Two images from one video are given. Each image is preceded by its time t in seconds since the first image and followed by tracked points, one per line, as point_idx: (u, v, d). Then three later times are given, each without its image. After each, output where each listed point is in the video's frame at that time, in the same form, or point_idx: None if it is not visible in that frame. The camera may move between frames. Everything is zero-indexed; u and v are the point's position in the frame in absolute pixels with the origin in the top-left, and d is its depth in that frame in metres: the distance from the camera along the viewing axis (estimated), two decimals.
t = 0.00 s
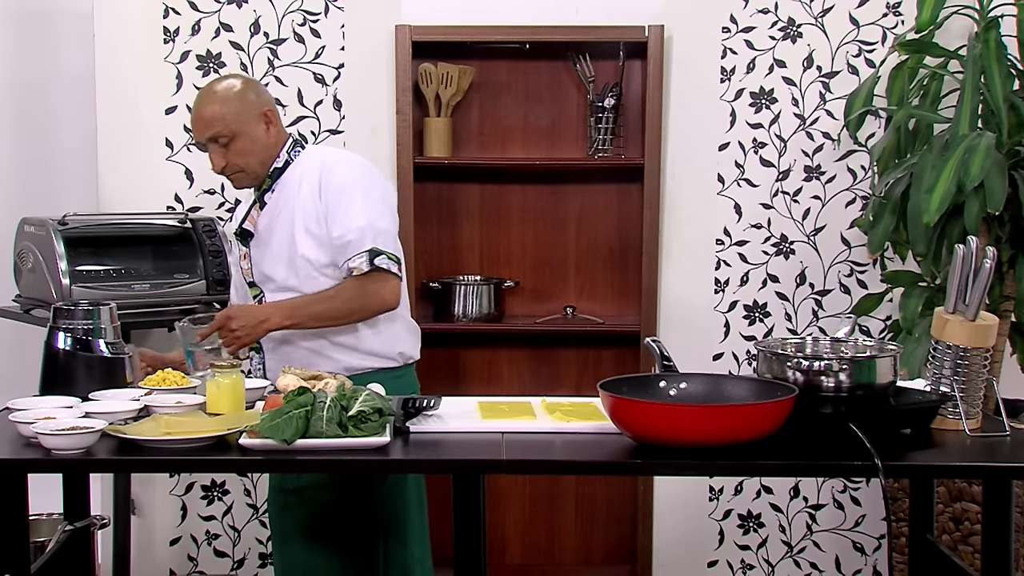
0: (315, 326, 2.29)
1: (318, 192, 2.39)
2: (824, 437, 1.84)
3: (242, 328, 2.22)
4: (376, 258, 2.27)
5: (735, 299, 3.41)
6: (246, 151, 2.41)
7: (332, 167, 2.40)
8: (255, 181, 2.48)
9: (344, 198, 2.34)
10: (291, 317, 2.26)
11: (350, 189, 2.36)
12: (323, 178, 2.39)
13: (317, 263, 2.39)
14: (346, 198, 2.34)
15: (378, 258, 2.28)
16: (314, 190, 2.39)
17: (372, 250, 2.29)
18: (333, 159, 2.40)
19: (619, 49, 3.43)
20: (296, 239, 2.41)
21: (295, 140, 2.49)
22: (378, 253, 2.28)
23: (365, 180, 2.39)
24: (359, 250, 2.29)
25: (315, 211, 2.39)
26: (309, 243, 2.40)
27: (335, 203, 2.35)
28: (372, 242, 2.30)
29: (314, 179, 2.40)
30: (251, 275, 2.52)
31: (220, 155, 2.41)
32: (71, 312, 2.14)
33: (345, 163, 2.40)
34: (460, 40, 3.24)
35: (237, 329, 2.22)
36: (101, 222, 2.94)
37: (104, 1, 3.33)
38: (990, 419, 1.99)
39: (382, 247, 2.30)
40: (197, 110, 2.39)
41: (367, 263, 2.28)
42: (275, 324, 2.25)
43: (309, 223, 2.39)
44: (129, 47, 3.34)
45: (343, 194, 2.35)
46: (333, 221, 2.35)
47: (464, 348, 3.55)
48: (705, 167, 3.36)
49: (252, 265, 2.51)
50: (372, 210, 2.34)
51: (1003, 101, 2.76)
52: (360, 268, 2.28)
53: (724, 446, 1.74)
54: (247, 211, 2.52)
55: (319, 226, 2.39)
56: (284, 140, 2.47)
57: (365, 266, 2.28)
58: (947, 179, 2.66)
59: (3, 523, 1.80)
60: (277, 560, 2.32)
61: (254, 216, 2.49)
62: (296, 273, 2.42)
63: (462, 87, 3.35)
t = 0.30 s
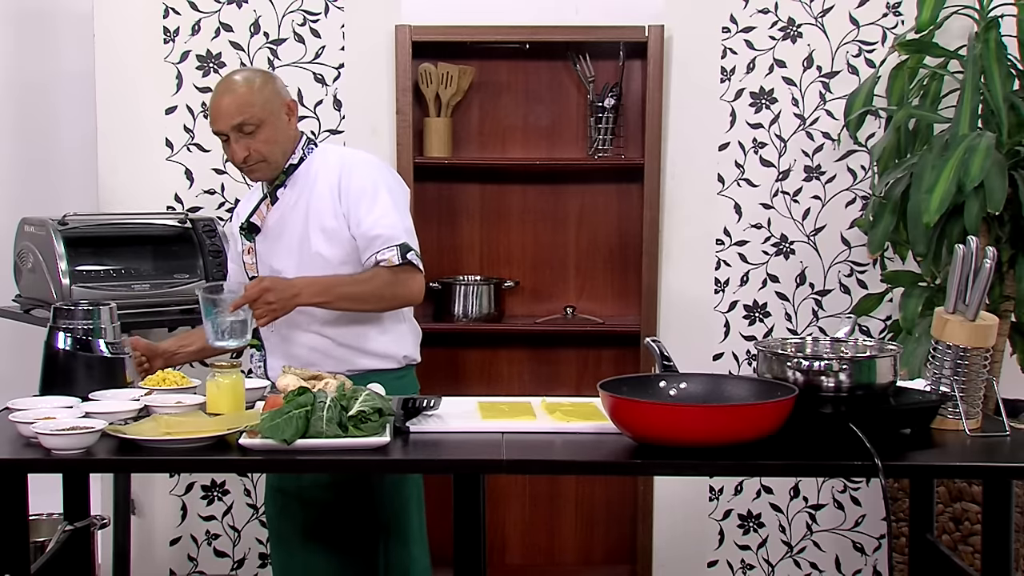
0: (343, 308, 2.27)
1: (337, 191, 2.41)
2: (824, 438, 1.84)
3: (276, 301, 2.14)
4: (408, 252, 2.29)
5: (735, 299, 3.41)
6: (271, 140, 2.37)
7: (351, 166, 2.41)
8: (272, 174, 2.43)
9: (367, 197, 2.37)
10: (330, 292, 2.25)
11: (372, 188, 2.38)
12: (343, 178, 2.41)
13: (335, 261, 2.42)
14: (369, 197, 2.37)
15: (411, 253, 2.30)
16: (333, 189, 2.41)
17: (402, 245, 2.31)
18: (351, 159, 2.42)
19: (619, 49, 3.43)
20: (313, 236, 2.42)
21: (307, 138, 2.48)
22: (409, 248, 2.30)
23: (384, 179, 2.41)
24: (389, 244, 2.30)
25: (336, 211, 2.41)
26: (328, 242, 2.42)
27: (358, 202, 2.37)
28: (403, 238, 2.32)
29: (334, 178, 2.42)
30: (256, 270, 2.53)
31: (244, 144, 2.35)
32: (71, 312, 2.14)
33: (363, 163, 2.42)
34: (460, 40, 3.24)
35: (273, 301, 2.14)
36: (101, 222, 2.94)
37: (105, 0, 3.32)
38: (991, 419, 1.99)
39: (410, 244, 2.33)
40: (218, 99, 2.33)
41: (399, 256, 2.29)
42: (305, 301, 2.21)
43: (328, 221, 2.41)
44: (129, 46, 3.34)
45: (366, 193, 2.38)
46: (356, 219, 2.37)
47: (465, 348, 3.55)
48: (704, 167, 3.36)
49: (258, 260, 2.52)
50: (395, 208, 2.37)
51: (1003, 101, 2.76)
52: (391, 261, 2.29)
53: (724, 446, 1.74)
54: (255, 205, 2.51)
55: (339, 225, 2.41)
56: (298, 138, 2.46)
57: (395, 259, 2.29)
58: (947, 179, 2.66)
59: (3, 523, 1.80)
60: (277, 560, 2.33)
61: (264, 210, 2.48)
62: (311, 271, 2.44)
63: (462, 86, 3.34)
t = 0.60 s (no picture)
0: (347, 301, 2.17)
1: (341, 196, 2.42)
2: (824, 437, 1.84)
3: (291, 286, 2.08)
4: (401, 253, 2.26)
5: (735, 299, 3.41)
6: (260, 153, 2.36)
7: (355, 170, 2.43)
8: (273, 180, 2.44)
9: (369, 200, 2.37)
10: (329, 286, 2.15)
11: (374, 192, 2.39)
12: (346, 181, 2.42)
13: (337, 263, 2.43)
14: (370, 200, 2.37)
15: (404, 254, 2.28)
16: (337, 192, 2.42)
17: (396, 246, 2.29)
18: (356, 164, 2.44)
19: (619, 49, 3.43)
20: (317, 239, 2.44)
21: (313, 141, 2.47)
22: (403, 249, 2.28)
23: (387, 184, 2.42)
24: (385, 243, 2.29)
25: (341, 215, 2.42)
26: (330, 244, 2.43)
27: (361, 207, 2.37)
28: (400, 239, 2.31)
29: (338, 181, 2.43)
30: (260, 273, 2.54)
31: (234, 154, 2.35)
32: (71, 311, 2.13)
33: (367, 168, 2.43)
34: (461, 40, 3.24)
35: (287, 287, 2.08)
36: (101, 222, 2.94)
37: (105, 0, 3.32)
38: (990, 419, 1.99)
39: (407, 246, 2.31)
40: (218, 104, 2.32)
41: (392, 254, 2.27)
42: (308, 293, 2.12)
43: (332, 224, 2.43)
44: (129, 46, 3.34)
45: (368, 196, 2.38)
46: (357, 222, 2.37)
47: (465, 348, 3.55)
48: (704, 167, 3.36)
49: (261, 261, 2.52)
50: (396, 213, 2.36)
51: (1003, 101, 2.76)
52: (383, 256, 2.26)
53: (724, 446, 1.74)
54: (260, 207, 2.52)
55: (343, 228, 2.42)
56: (303, 141, 2.45)
57: (388, 255, 2.26)
58: (947, 179, 2.66)
59: (3, 523, 1.80)
60: (278, 560, 2.33)
61: (267, 213, 2.48)
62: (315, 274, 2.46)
63: (462, 86, 3.34)
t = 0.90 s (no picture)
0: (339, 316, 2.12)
1: (331, 205, 2.43)
2: (824, 437, 1.84)
3: (292, 311, 2.03)
4: (386, 260, 2.26)
5: (735, 299, 3.41)
6: (252, 166, 2.30)
7: (346, 180, 2.44)
8: (263, 194, 2.42)
9: (358, 208, 2.38)
10: (321, 305, 2.09)
11: (363, 200, 2.40)
12: (336, 190, 2.43)
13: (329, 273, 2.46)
14: (359, 208, 2.38)
15: (389, 259, 2.27)
16: (327, 200, 2.43)
17: (380, 252, 2.29)
18: (347, 173, 2.45)
19: (619, 49, 3.43)
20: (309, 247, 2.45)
21: (299, 149, 2.47)
22: (388, 254, 2.27)
23: (377, 194, 2.43)
24: (369, 248, 2.28)
25: (332, 224, 2.43)
26: (322, 253, 2.44)
27: (349, 214, 2.38)
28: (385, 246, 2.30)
29: (328, 190, 2.44)
30: (255, 284, 2.52)
31: (226, 169, 2.28)
32: (71, 312, 2.12)
33: (358, 178, 2.44)
34: (461, 40, 3.24)
35: (288, 312, 2.02)
36: (101, 221, 2.93)
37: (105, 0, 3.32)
38: (990, 420, 1.99)
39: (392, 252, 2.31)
40: (205, 119, 2.23)
41: (376, 260, 2.26)
42: (300, 315, 2.06)
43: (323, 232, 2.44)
44: (128, 47, 3.34)
45: (357, 205, 2.39)
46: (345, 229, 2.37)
47: (465, 348, 3.55)
48: (704, 167, 3.36)
49: (254, 273, 2.51)
50: (382, 221, 2.36)
51: (1003, 101, 2.76)
52: (368, 263, 2.25)
53: (724, 446, 1.74)
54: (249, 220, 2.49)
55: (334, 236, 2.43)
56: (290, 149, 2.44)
57: (374, 261, 2.25)
58: (947, 179, 2.66)
59: (3, 523, 1.80)
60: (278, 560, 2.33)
61: (258, 226, 2.46)
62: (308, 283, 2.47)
63: (462, 87, 3.34)
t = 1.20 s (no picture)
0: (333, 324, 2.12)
1: (324, 208, 2.45)
2: (824, 437, 1.84)
3: (289, 324, 2.03)
4: (377, 262, 2.26)
5: (735, 299, 3.41)
6: (245, 171, 2.30)
7: (337, 182, 2.46)
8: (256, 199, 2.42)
9: (349, 210, 2.40)
10: (315, 315, 2.09)
11: (354, 202, 2.41)
12: (327, 192, 2.45)
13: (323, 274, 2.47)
14: (350, 210, 2.39)
15: (379, 262, 2.27)
16: (319, 203, 2.44)
17: (369, 254, 2.29)
18: (338, 176, 2.47)
19: (619, 49, 3.43)
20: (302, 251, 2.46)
21: (290, 152, 2.47)
22: (378, 257, 2.28)
23: (368, 195, 2.44)
24: (360, 251, 2.29)
25: (325, 228, 2.44)
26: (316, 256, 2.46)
27: (340, 216, 2.39)
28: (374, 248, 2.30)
29: (320, 193, 2.45)
30: (246, 288, 2.52)
31: (220, 175, 2.27)
32: (71, 312, 2.12)
33: (349, 180, 2.46)
34: (461, 40, 3.24)
35: (285, 324, 2.01)
36: (101, 221, 2.93)
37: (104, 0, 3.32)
38: (990, 420, 1.99)
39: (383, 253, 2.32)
40: (196, 125, 2.22)
41: (367, 263, 2.26)
42: (297, 326, 2.05)
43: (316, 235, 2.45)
44: (128, 47, 3.34)
45: (348, 206, 2.40)
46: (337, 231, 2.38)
47: (465, 348, 3.55)
48: (704, 167, 3.36)
49: (246, 277, 2.50)
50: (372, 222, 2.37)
51: (1003, 101, 2.76)
52: (359, 265, 2.26)
53: (724, 446, 1.74)
54: (240, 225, 2.48)
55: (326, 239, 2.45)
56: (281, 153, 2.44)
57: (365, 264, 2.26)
58: (947, 179, 2.66)
59: (3, 523, 1.80)
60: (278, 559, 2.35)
61: (250, 231, 2.45)
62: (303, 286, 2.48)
63: (462, 87, 3.34)
